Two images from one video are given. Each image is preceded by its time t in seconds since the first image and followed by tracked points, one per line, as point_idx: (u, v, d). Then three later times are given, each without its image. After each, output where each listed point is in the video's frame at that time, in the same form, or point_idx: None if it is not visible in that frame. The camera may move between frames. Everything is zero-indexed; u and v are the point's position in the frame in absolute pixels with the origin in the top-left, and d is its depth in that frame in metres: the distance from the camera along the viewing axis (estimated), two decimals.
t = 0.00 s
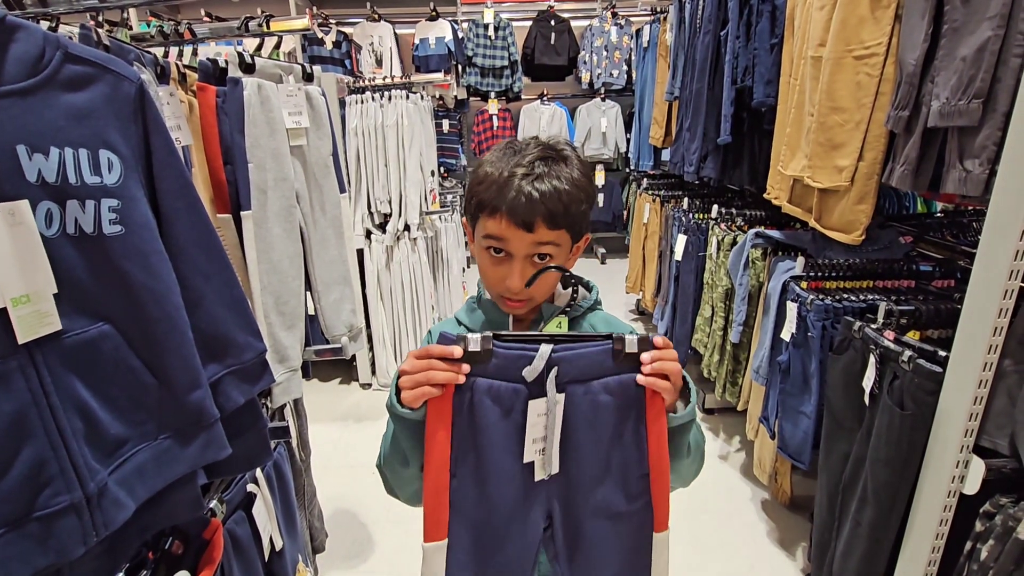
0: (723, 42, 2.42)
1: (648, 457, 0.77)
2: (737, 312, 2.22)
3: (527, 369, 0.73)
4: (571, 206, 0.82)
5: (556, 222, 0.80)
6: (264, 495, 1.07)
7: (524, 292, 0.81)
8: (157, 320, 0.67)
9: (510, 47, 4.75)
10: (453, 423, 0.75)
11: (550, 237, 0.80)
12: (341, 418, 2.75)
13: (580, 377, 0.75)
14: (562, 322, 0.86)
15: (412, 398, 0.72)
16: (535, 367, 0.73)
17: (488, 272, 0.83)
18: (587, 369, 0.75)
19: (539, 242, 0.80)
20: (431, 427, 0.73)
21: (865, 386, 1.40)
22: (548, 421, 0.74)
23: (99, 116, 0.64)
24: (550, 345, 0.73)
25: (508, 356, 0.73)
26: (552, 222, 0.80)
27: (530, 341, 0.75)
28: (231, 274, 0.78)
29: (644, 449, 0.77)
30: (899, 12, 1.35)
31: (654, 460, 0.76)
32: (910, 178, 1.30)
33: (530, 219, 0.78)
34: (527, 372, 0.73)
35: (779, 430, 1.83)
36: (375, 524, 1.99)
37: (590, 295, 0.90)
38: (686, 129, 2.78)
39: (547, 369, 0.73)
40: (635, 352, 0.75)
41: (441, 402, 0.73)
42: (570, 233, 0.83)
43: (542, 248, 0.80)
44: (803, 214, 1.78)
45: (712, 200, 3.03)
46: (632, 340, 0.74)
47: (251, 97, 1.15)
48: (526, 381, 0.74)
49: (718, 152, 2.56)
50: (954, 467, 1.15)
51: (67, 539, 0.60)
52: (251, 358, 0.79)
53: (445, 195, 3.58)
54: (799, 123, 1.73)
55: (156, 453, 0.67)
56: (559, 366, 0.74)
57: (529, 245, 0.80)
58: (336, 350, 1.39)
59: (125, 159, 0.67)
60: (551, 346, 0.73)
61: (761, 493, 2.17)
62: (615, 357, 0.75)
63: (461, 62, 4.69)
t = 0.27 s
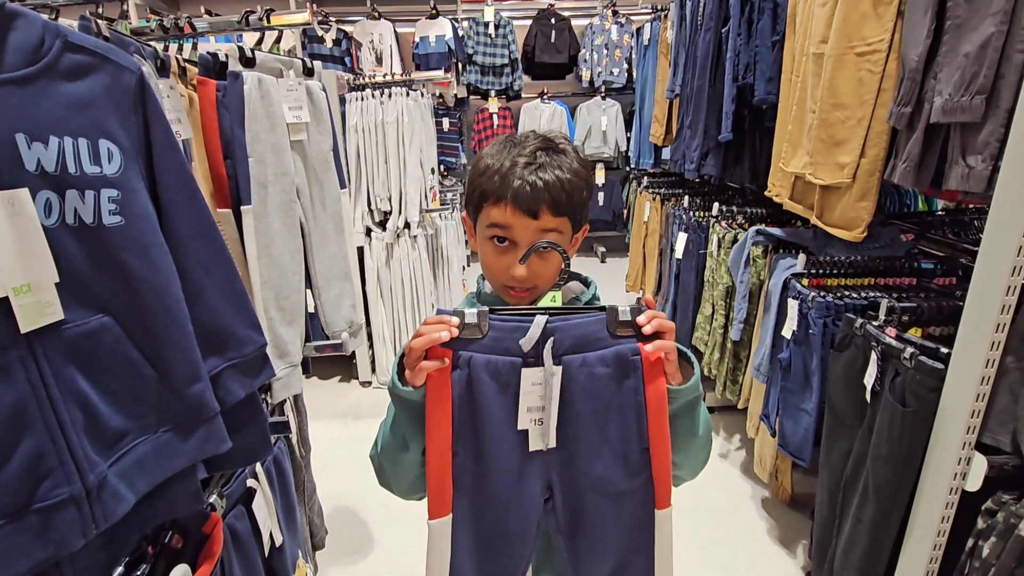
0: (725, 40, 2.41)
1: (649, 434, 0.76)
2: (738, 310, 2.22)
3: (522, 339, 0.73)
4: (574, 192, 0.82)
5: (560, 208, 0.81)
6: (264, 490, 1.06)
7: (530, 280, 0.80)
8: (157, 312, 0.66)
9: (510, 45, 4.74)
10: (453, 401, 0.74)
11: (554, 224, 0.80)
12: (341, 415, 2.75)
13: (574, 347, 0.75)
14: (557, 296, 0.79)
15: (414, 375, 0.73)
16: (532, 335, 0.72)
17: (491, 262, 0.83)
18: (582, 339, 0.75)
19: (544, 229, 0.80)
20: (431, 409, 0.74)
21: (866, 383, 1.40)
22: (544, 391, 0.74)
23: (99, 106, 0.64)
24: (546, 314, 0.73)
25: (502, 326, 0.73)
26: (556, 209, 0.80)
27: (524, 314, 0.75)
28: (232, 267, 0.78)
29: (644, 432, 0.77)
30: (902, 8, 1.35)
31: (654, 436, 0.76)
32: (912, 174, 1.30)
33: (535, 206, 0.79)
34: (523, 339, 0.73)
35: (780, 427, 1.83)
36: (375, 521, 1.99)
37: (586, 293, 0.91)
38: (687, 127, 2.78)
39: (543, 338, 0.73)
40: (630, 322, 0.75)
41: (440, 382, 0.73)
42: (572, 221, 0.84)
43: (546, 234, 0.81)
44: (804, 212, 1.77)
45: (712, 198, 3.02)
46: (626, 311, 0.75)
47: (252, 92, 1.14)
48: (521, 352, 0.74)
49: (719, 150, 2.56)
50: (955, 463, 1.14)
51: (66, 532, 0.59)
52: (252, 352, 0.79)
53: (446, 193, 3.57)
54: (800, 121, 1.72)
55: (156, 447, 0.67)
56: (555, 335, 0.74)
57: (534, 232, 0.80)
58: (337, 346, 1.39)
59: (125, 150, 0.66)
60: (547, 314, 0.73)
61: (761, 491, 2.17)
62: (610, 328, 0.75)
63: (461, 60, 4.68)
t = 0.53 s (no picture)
0: (725, 38, 2.41)
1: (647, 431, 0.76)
2: (737, 309, 2.21)
3: (517, 327, 0.73)
4: (575, 181, 0.82)
5: (560, 196, 0.80)
6: (261, 487, 1.06)
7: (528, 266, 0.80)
8: (152, 307, 0.66)
9: (510, 44, 4.74)
10: (451, 390, 0.74)
11: (554, 211, 0.80)
12: (340, 414, 2.74)
13: (570, 341, 0.75)
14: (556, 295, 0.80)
15: (413, 358, 0.74)
16: (528, 324, 0.72)
17: (489, 249, 0.82)
18: (578, 334, 0.75)
19: (544, 215, 0.80)
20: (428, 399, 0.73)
21: (865, 382, 1.39)
22: (538, 381, 0.74)
23: (93, 100, 0.63)
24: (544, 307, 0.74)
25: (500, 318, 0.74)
26: (557, 197, 0.80)
27: (520, 307, 0.76)
28: (228, 263, 0.78)
29: (642, 430, 0.76)
30: (902, 6, 1.34)
31: (651, 433, 0.75)
32: (912, 172, 1.29)
33: (536, 192, 0.78)
34: (519, 328, 0.73)
35: (779, 426, 1.82)
36: (373, 520, 1.98)
37: (583, 288, 0.90)
38: (687, 126, 2.77)
39: (539, 329, 0.73)
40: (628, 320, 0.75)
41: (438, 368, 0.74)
42: (572, 211, 0.84)
43: (546, 222, 0.80)
44: (803, 210, 1.77)
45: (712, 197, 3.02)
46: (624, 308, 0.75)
47: (249, 87, 1.14)
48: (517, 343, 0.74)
49: (718, 149, 2.56)
50: (954, 461, 1.14)
51: (60, 527, 0.59)
52: (248, 348, 0.78)
53: (445, 192, 3.57)
54: (800, 119, 1.72)
55: (150, 443, 0.66)
56: (551, 327, 0.74)
57: (534, 219, 0.79)
58: (334, 343, 1.38)
59: (119, 143, 0.66)
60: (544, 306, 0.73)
61: (760, 491, 2.16)
62: (607, 321, 0.75)
63: (461, 59, 4.68)
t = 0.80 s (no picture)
0: (723, 39, 2.41)
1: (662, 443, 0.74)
2: (734, 310, 2.21)
3: (528, 374, 0.72)
4: (571, 190, 0.82)
5: (556, 205, 0.80)
6: (256, 488, 1.06)
7: (522, 276, 0.80)
8: (144, 308, 0.66)
9: (510, 44, 4.74)
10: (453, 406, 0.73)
11: (550, 222, 0.80)
12: (338, 414, 2.74)
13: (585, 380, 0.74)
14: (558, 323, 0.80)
15: (404, 397, 0.72)
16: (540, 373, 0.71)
17: (486, 258, 0.83)
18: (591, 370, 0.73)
19: (539, 226, 0.80)
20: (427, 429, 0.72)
21: (862, 383, 1.39)
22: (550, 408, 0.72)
23: (86, 102, 0.64)
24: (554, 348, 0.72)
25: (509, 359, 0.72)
26: (552, 206, 0.80)
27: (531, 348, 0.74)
28: (221, 264, 0.78)
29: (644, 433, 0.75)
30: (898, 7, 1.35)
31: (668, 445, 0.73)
32: (907, 174, 1.30)
33: (531, 203, 0.78)
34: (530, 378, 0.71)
35: (776, 427, 1.82)
36: (370, 520, 1.99)
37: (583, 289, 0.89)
38: (685, 127, 2.78)
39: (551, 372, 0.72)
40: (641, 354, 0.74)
41: (438, 406, 0.72)
42: (568, 219, 0.83)
43: (541, 232, 0.80)
44: (800, 211, 1.77)
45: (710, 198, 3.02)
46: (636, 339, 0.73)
47: (245, 88, 1.14)
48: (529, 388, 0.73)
49: (716, 150, 2.56)
50: (949, 462, 1.14)
51: (51, 528, 0.59)
52: (242, 349, 0.78)
53: (444, 192, 3.57)
54: (797, 120, 1.72)
55: (143, 443, 0.67)
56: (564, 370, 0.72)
57: (529, 230, 0.80)
58: (331, 344, 1.38)
59: (112, 145, 0.66)
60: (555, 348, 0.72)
61: (758, 491, 2.16)
62: (623, 364, 0.74)
63: (460, 59, 4.68)
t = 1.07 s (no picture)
0: (723, 38, 2.41)
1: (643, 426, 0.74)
2: (735, 309, 2.21)
3: (517, 334, 0.72)
4: (571, 186, 0.82)
5: (555, 200, 0.80)
6: (257, 485, 1.06)
7: (524, 273, 0.79)
8: (146, 303, 0.66)
9: (510, 44, 4.74)
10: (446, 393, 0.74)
11: (550, 217, 0.80)
12: (338, 413, 2.75)
13: (570, 343, 0.74)
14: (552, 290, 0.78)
15: (403, 354, 0.73)
16: (527, 332, 0.71)
17: (488, 255, 0.83)
18: (577, 335, 0.74)
19: (539, 222, 0.80)
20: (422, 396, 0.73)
21: (863, 381, 1.39)
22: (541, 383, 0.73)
23: (88, 98, 0.64)
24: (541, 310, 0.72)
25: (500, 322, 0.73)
26: (551, 202, 0.80)
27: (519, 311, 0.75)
28: (223, 260, 0.78)
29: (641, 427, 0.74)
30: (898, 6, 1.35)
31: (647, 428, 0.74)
32: (908, 172, 1.30)
33: (529, 198, 0.78)
34: (518, 337, 0.71)
35: (777, 426, 1.82)
36: (371, 519, 1.99)
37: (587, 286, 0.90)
38: (686, 126, 2.78)
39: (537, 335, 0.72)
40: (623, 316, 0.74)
41: (433, 364, 0.73)
42: (569, 215, 0.83)
43: (541, 228, 0.80)
44: (801, 209, 1.77)
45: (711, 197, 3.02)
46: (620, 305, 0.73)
47: (246, 86, 1.14)
48: (517, 346, 0.73)
49: (717, 149, 2.56)
50: (950, 460, 1.14)
51: (54, 522, 0.59)
52: (243, 345, 0.79)
53: (445, 191, 3.57)
54: (798, 118, 1.72)
55: (145, 439, 0.67)
56: (550, 331, 0.73)
57: (529, 225, 0.79)
58: (332, 342, 1.38)
59: (115, 140, 0.66)
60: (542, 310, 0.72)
61: (759, 490, 2.16)
62: (602, 322, 0.74)
63: (461, 59, 4.68)
